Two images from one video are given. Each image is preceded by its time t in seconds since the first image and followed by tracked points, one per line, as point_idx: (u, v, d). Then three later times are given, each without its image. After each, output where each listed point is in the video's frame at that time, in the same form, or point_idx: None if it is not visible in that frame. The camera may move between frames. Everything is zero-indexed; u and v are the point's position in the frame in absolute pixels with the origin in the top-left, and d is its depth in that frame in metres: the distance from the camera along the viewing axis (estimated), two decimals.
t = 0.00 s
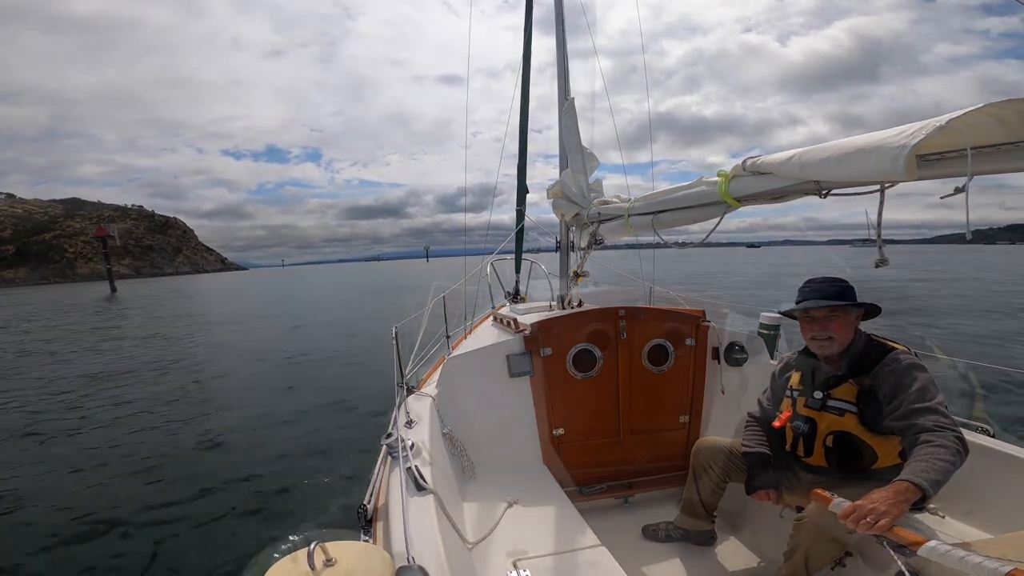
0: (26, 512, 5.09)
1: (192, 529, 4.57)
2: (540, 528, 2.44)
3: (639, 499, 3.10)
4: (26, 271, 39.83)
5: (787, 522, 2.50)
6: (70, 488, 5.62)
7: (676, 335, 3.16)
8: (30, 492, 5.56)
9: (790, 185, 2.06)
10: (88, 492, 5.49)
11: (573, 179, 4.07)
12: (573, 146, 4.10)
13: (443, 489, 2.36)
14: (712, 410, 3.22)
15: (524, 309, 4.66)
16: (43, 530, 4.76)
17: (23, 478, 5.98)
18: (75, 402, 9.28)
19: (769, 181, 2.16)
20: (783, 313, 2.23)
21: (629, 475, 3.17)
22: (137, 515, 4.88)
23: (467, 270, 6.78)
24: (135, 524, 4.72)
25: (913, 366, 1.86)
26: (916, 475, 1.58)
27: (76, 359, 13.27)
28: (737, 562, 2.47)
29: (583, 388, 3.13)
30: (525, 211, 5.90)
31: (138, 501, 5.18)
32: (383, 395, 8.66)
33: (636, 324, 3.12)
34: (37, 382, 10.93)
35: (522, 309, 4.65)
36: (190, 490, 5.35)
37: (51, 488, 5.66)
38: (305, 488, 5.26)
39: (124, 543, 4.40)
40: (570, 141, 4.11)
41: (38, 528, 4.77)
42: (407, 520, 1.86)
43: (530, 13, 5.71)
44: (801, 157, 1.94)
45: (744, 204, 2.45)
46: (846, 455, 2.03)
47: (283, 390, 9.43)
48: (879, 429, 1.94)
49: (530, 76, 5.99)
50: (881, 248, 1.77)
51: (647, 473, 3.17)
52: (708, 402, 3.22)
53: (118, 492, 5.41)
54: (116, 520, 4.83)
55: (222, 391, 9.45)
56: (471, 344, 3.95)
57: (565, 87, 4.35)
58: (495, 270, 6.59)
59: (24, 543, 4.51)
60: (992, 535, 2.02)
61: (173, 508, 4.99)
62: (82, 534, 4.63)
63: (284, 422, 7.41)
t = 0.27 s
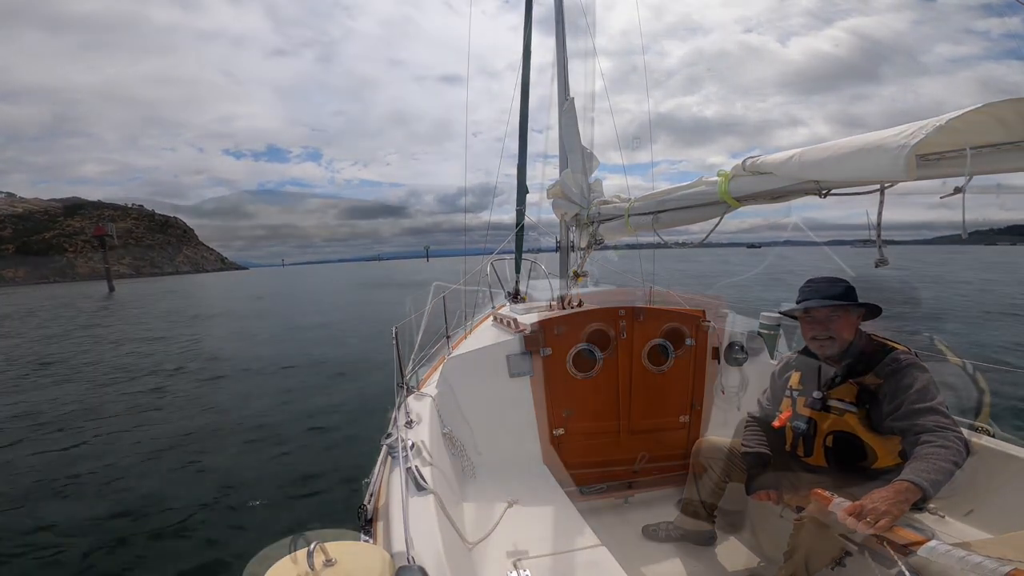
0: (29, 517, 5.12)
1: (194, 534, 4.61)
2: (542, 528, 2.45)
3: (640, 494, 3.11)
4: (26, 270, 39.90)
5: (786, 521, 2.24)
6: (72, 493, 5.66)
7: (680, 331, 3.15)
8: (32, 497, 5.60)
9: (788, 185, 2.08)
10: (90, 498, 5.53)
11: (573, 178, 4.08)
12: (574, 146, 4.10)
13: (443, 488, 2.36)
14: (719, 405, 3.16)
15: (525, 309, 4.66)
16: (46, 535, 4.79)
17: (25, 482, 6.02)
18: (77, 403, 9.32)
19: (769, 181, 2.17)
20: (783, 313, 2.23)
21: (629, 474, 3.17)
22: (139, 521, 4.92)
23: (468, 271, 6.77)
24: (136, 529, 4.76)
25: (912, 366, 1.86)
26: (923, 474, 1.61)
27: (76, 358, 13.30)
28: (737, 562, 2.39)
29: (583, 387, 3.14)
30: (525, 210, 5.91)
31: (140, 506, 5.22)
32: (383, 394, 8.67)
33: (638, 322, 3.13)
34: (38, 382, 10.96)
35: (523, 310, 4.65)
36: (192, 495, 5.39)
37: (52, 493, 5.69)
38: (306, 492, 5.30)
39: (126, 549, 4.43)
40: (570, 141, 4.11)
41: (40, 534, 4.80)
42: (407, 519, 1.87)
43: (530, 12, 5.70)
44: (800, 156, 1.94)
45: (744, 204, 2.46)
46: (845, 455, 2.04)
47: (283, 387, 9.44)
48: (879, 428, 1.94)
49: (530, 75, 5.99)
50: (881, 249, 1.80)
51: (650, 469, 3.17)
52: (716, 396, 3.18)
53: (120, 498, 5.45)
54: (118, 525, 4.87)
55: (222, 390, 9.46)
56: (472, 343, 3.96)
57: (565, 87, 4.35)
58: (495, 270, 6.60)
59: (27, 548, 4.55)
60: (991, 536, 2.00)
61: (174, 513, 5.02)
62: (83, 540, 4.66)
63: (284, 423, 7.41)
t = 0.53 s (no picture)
0: (30, 519, 5.14)
1: (195, 535, 4.63)
2: (541, 527, 2.44)
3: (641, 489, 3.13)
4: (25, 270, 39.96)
5: (786, 523, 2.03)
6: (72, 495, 5.67)
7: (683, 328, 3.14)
8: (33, 500, 5.62)
9: (789, 185, 2.20)
10: (90, 499, 5.54)
11: (573, 179, 4.08)
12: (573, 146, 4.10)
13: (444, 487, 2.37)
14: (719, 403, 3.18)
15: (525, 309, 4.64)
16: (49, 538, 4.82)
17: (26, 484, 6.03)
18: (77, 402, 9.32)
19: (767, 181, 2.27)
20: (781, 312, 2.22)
21: (630, 474, 3.15)
22: (140, 522, 4.94)
23: (468, 271, 6.76)
24: (138, 531, 4.78)
25: (911, 365, 1.84)
26: (921, 478, 1.65)
27: (76, 356, 13.31)
28: (737, 561, 2.29)
29: (584, 386, 3.14)
30: (525, 210, 5.91)
31: (141, 507, 5.23)
32: (383, 392, 8.68)
33: (639, 320, 3.14)
34: (37, 381, 10.98)
35: (523, 310, 4.62)
36: (193, 495, 5.40)
37: (53, 495, 5.71)
38: (307, 492, 5.32)
39: (128, 551, 4.47)
40: (570, 142, 4.11)
41: (41, 537, 4.83)
42: (406, 519, 1.88)
43: (530, 11, 5.70)
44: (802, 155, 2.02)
45: (743, 203, 2.53)
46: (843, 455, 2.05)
47: (282, 386, 9.42)
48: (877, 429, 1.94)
49: (529, 74, 5.99)
50: (882, 248, 1.85)
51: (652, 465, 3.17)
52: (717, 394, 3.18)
53: (121, 499, 5.45)
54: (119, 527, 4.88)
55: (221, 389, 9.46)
56: (471, 343, 3.94)
57: (565, 87, 4.35)
58: (495, 269, 6.60)
59: (29, 552, 4.57)
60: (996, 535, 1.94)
61: (176, 514, 5.04)
62: (85, 543, 4.68)
63: (285, 423, 7.40)
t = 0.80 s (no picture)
0: (30, 520, 5.15)
1: (196, 535, 4.64)
2: (541, 527, 2.45)
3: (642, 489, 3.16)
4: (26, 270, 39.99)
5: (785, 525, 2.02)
6: (73, 496, 5.67)
7: (684, 329, 3.14)
8: (34, 500, 5.62)
9: (787, 187, 2.14)
10: (91, 499, 5.55)
11: (572, 178, 4.07)
12: (573, 146, 4.10)
13: (444, 486, 2.37)
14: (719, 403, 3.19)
15: (526, 309, 4.64)
16: (50, 538, 4.83)
17: (27, 484, 6.04)
18: (78, 403, 9.33)
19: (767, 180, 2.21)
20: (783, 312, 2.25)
21: (632, 471, 3.18)
22: (141, 522, 4.95)
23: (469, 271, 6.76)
24: (139, 531, 4.79)
25: (908, 364, 1.80)
26: (919, 479, 1.66)
27: (77, 357, 13.31)
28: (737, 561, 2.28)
29: (584, 386, 3.15)
30: (525, 210, 5.91)
31: (142, 508, 5.24)
32: (384, 392, 8.69)
33: (639, 321, 3.15)
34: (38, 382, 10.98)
35: (524, 309, 4.61)
36: (194, 495, 5.41)
37: (54, 496, 5.71)
38: (307, 491, 5.32)
39: (129, 551, 4.47)
40: (570, 142, 4.11)
41: (43, 537, 4.84)
42: (407, 514, 1.91)
43: (529, 11, 5.70)
44: (800, 156, 2.06)
45: (743, 203, 2.51)
46: (841, 454, 2.05)
47: (283, 386, 9.43)
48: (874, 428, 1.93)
49: (529, 74, 5.99)
50: (881, 249, 1.85)
51: (652, 465, 3.19)
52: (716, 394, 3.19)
53: (123, 500, 5.46)
54: (120, 527, 4.89)
55: (222, 389, 9.47)
56: (471, 344, 3.93)
57: (565, 87, 4.35)
58: (495, 269, 6.61)
59: (30, 553, 4.58)
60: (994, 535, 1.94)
61: (177, 514, 5.04)
62: (86, 543, 4.69)
63: (285, 422, 7.40)
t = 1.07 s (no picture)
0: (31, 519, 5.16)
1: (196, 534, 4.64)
2: (539, 526, 2.45)
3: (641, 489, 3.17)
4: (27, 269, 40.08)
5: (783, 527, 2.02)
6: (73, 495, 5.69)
7: (684, 328, 3.13)
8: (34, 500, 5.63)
9: (788, 188, 2.07)
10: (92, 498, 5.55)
11: (572, 178, 4.08)
12: (573, 145, 4.10)
13: (444, 486, 2.37)
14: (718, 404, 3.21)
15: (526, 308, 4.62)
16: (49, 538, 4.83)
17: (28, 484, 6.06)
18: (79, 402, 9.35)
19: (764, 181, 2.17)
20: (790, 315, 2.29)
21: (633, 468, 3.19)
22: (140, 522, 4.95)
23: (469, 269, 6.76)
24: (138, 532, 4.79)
25: (911, 365, 1.78)
26: (917, 484, 1.66)
27: (78, 355, 13.34)
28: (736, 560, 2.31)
29: (583, 386, 3.15)
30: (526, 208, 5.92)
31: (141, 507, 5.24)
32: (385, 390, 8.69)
33: (640, 320, 3.13)
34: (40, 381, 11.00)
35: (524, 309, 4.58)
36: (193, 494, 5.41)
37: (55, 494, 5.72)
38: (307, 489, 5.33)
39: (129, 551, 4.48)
40: (570, 141, 4.12)
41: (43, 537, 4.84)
42: (409, 514, 1.92)
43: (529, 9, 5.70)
44: (801, 157, 2.05)
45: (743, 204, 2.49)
46: (841, 454, 2.04)
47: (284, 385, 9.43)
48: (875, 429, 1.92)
49: (529, 73, 5.99)
50: (881, 246, 1.97)
51: (652, 465, 3.19)
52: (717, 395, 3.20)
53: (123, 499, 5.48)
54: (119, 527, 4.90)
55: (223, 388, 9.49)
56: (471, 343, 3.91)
57: (564, 86, 4.35)
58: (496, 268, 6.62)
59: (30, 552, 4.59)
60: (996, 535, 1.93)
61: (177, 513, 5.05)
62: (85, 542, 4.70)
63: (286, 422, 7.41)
